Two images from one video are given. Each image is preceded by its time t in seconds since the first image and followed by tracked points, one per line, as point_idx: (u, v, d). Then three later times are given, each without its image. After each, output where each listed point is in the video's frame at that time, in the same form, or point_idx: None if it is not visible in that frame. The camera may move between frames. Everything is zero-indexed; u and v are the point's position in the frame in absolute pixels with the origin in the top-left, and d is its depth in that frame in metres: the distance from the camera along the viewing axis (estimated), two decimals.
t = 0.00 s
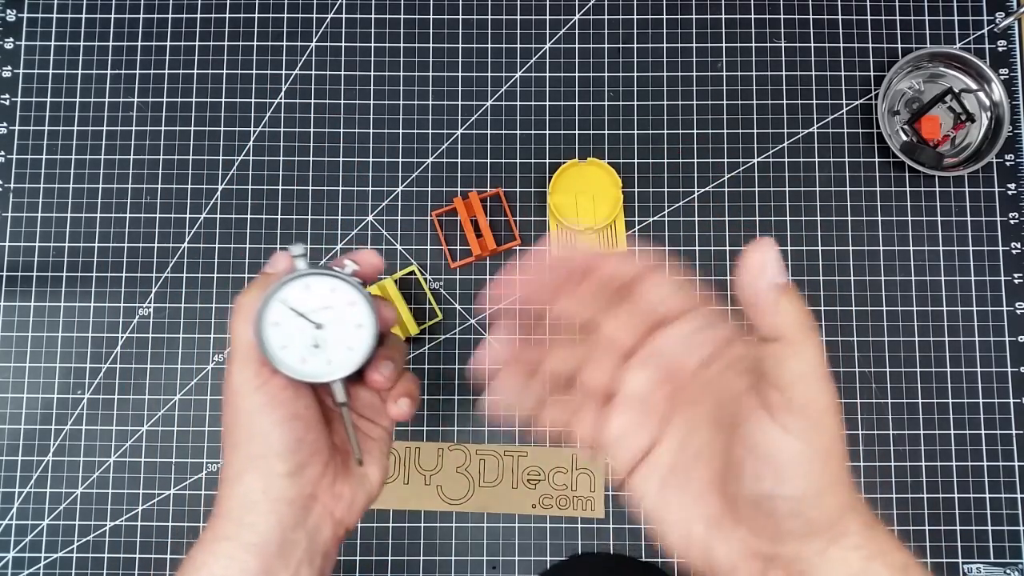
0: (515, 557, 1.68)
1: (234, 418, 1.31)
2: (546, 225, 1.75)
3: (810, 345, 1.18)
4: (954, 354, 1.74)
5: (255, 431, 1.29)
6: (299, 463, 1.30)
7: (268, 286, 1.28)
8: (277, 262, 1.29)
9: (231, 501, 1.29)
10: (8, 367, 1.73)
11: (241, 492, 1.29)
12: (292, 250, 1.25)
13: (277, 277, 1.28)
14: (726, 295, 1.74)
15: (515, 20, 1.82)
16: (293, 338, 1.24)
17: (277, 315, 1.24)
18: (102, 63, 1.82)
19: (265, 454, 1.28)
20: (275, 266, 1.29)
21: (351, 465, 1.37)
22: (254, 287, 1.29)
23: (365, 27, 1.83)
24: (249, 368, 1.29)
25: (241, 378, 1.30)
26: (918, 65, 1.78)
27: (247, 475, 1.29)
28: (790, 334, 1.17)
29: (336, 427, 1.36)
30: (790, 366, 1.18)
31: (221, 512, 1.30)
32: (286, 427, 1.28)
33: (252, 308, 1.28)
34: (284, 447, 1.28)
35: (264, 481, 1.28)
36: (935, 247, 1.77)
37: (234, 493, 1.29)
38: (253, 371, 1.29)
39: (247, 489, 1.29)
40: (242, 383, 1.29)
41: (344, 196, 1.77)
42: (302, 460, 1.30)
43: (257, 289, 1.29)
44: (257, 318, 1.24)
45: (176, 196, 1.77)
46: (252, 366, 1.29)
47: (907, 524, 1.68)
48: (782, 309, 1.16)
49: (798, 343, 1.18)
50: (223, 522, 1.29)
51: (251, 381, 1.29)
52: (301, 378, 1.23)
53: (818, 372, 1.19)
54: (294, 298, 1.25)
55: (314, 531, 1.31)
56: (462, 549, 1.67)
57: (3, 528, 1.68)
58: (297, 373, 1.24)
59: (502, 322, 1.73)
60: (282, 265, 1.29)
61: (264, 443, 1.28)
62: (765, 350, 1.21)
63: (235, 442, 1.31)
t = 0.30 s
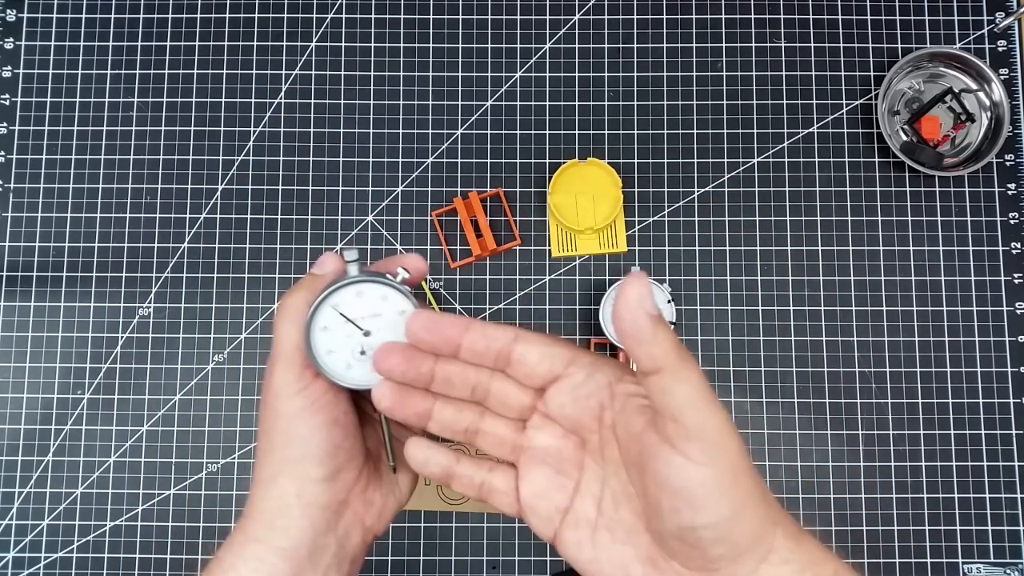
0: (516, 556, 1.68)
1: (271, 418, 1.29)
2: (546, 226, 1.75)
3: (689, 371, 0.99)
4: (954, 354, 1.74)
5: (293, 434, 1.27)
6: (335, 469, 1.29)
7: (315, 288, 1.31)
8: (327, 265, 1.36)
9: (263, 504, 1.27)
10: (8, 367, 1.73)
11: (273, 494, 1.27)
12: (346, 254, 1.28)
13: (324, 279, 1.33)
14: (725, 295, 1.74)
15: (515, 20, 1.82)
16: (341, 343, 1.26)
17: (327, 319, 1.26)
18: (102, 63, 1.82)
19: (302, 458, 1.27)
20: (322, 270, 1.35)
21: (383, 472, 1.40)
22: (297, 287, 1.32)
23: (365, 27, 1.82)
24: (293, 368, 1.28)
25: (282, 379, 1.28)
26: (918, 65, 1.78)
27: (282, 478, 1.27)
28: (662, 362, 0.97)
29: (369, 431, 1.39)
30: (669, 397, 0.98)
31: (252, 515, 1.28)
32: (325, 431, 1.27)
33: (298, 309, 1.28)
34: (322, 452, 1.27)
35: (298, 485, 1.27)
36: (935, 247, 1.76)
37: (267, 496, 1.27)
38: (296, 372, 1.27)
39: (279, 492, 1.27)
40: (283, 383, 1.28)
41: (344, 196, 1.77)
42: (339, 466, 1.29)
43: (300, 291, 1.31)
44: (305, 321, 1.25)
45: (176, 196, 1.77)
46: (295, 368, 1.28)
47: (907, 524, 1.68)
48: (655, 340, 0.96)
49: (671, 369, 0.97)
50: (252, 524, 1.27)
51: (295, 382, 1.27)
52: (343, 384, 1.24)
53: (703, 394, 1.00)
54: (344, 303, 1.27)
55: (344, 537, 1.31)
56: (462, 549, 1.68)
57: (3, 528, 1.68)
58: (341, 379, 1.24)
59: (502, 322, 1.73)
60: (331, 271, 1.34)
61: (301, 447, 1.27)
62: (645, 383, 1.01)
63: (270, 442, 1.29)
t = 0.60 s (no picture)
0: (516, 557, 1.68)
1: (275, 415, 1.29)
2: (546, 226, 1.75)
3: (704, 371, 1.00)
4: (954, 354, 1.74)
5: (296, 431, 1.27)
6: (339, 467, 1.29)
7: (323, 286, 1.30)
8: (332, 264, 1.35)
9: (266, 501, 1.27)
10: (8, 367, 1.73)
11: (275, 491, 1.27)
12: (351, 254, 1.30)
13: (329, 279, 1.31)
14: (725, 295, 1.74)
15: (515, 20, 1.82)
16: (345, 342, 1.26)
17: (332, 318, 1.27)
18: (102, 63, 1.82)
19: (305, 456, 1.27)
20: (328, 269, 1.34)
21: (386, 470, 1.39)
22: (303, 285, 1.30)
23: (365, 27, 1.82)
24: (296, 366, 1.27)
25: (286, 376, 1.28)
26: (918, 65, 1.78)
27: (285, 474, 1.27)
28: (678, 362, 0.98)
29: (374, 428, 1.39)
30: (686, 397, 1.00)
31: (255, 511, 1.28)
32: (328, 429, 1.27)
33: (303, 306, 1.27)
34: (325, 451, 1.27)
35: (301, 482, 1.27)
36: (935, 247, 1.77)
37: (271, 493, 1.27)
38: (299, 370, 1.27)
39: (282, 489, 1.27)
40: (286, 381, 1.28)
41: (344, 196, 1.77)
42: (343, 463, 1.29)
43: (306, 288, 1.30)
44: (311, 320, 1.26)
45: (176, 196, 1.77)
46: (299, 366, 1.27)
47: (907, 524, 1.69)
48: (671, 339, 0.97)
49: (687, 368, 0.99)
50: (254, 520, 1.27)
51: (298, 379, 1.27)
52: (347, 382, 1.25)
53: (718, 393, 1.01)
54: (349, 302, 1.28)
55: (346, 534, 1.31)
56: (462, 549, 1.67)
57: (3, 528, 1.68)
58: (346, 377, 1.25)
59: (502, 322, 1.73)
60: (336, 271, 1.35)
61: (304, 445, 1.26)
62: (661, 382, 1.02)
63: (275, 439, 1.29)
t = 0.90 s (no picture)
0: (516, 557, 1.68)
1: (273, 404, 1.29)
2: (546, 226, 1.75)
3: (723, 361, 1.00)
4: (954, 354, 1.74)
5: (293, 421, 1.27)
6: (337, 457, 1.29)
7: (319, 277, 1.31)
8: (328, 255, 1.35)
9: (264, 490, 1.27)
10: (8, 367, 1.73)
11: (273, 481, 1.27)
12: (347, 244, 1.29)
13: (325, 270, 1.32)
14: (725, 295, 1.74)
15: (515, 20, 1.82)
16: (341, 332, 1.26)
17: (328, 308, 1.26)
18: (102, 63, 1.82)
19: (303, 445, 1.27)
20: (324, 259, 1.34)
21: (384, 460, 1.39)
22: (299, 276, 1.31)
23: (365, 27, 1.82)
24: (294, 356, 1.27)
25: (284, 366, 1.28)
26: (918, 65, 1.78)
27: (283, 464, 1.27)
28: (697, 351, 0.98)
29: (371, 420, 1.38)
30: (705, 386, 1.00)
31: (253, 500, 1.28)
32: (326, 419, 1.27)
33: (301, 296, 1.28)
34: (322, 440, 1.27)
35: (299, 472, 1.27)
36: (935, 247, 1.76)
37: (268, 481, 1.27)
38: (297, 359, 1.27)
39: (280, 478, 1.27)
40: (283, 370, 1.28)
41: (344, 196, 1.77)
42: (341, 452, 1.29)
43: (303, 279, 1.30)
44: (308, 310, 1.26)
45: (176, 196, 1.77)
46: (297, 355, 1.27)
47: (907, 524, 1.68)
48: (690, 328, 0.97)
49: (706, 359, 0.99)
50: (252, 510, 1.27)
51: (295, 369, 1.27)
52: (343, 371, 1.24)
53: (738, 384, 1.01)
54: (345, 291, 1.28)
55: (344, 524, 1.31)
56: (462, 549, 1.67)
57: (3, 528, 1.68)
58: (341, 366, 1.24)
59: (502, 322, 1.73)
60: (332, 261, 1.34)
61: (302, 435, 1.26)
62: (679, 371, 1.02)
63: (272, 429, 1.29)
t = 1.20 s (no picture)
0: (516, 556, 1.68)
1: (273, 400, 1.29)
2: (546, 226, 1.75)
3: (726, 355, 1.00)
4: (953, 354, 1.74)
5: (294, 417, 1.27)
6: (338, 453, 1.29)
7: (320, 272, 1.31)
8: (330, 249, 1.35)
9: (264, 486, 1.27)
10: (8, 367, 1.73)
11: (273, 477, 1.27)
12: (349, 239, 1.29)
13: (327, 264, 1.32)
14: (725, 295, 1.74)
15: (515, 20, 1.82)
16: (343, 327, 1.27)
17: (330, 303, 1.27)
18: (102, 63, 1.82)
19: (304, 441, 1.27)
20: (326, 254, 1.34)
21: (385, 456, 1.38)
22: (301, 270, 1.31)
23: (365, 27, 1.82)
24: (295, 352, 1.27)
25: (285, 362, 1.28)
26: (918, 65, 1.78)
27: (283, 460, 1.27)
28: (700, 346, 0.98)
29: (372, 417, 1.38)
30: (707, 380, 1.00)
31: (253, 497, 1.28)
32: (326, 415, 1.27)
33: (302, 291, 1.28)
34: (323, 435, 1.27)
35: (300, 468, 1.27)
36: (935, 247, 1.77)
37: (268, 478, 1.27)
38: (298, 355, 1.27)
39: (280, 474, 1.27)
40: (284, 366, 1.28)
41: (344, 196, 1.77)
42: (342, 449, 1.29)
43: (304, 273, 1.30)
44: (310, 305, 1.26)
45: (176, 196, 1.77)
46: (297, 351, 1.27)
47: (907, 524, 1.68)
48: (693, 323, 0.96)
49: (709, 353, 0.99)
50: (252, 506, 1.27)
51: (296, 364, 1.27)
52: (345, 366, 1.25)
53: (742, 378, 1.01)
54: (347, 286, 1.28)
55: (344, 520, 1.31)
56: (462, 549, 1.67)
57: (3, 528, 1.68)
58: (343, 361, 1.25)
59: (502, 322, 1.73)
60: (334, 254, 1.33)
61: (303, 431, 1.26)
62: (682, 366, 1.02)
63: (273, 425, 1.29)
